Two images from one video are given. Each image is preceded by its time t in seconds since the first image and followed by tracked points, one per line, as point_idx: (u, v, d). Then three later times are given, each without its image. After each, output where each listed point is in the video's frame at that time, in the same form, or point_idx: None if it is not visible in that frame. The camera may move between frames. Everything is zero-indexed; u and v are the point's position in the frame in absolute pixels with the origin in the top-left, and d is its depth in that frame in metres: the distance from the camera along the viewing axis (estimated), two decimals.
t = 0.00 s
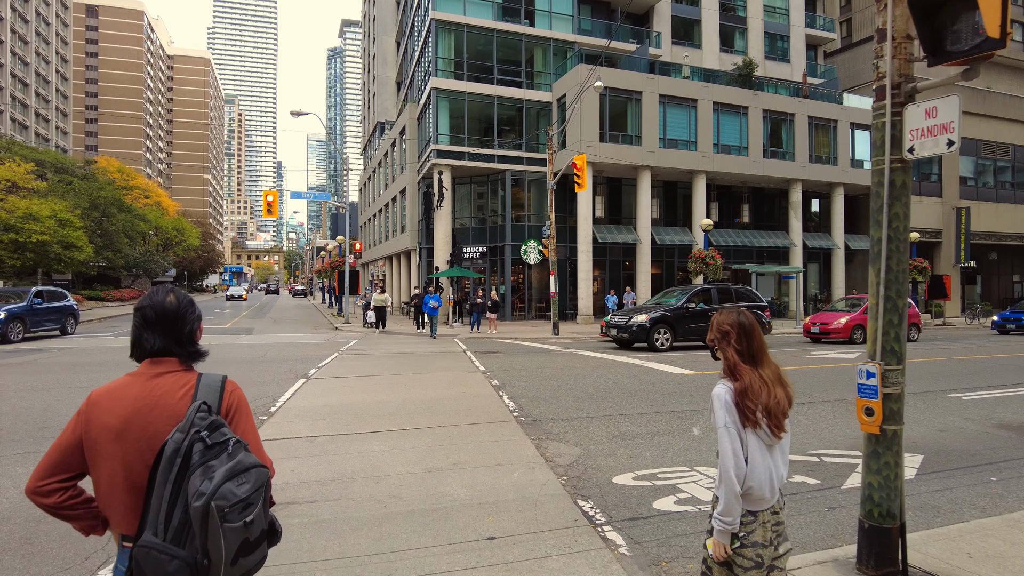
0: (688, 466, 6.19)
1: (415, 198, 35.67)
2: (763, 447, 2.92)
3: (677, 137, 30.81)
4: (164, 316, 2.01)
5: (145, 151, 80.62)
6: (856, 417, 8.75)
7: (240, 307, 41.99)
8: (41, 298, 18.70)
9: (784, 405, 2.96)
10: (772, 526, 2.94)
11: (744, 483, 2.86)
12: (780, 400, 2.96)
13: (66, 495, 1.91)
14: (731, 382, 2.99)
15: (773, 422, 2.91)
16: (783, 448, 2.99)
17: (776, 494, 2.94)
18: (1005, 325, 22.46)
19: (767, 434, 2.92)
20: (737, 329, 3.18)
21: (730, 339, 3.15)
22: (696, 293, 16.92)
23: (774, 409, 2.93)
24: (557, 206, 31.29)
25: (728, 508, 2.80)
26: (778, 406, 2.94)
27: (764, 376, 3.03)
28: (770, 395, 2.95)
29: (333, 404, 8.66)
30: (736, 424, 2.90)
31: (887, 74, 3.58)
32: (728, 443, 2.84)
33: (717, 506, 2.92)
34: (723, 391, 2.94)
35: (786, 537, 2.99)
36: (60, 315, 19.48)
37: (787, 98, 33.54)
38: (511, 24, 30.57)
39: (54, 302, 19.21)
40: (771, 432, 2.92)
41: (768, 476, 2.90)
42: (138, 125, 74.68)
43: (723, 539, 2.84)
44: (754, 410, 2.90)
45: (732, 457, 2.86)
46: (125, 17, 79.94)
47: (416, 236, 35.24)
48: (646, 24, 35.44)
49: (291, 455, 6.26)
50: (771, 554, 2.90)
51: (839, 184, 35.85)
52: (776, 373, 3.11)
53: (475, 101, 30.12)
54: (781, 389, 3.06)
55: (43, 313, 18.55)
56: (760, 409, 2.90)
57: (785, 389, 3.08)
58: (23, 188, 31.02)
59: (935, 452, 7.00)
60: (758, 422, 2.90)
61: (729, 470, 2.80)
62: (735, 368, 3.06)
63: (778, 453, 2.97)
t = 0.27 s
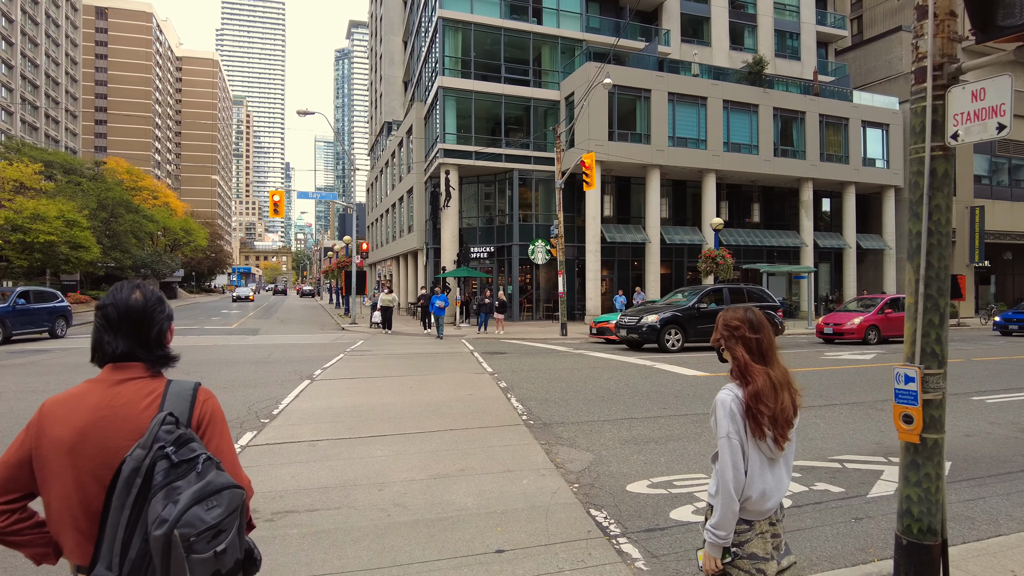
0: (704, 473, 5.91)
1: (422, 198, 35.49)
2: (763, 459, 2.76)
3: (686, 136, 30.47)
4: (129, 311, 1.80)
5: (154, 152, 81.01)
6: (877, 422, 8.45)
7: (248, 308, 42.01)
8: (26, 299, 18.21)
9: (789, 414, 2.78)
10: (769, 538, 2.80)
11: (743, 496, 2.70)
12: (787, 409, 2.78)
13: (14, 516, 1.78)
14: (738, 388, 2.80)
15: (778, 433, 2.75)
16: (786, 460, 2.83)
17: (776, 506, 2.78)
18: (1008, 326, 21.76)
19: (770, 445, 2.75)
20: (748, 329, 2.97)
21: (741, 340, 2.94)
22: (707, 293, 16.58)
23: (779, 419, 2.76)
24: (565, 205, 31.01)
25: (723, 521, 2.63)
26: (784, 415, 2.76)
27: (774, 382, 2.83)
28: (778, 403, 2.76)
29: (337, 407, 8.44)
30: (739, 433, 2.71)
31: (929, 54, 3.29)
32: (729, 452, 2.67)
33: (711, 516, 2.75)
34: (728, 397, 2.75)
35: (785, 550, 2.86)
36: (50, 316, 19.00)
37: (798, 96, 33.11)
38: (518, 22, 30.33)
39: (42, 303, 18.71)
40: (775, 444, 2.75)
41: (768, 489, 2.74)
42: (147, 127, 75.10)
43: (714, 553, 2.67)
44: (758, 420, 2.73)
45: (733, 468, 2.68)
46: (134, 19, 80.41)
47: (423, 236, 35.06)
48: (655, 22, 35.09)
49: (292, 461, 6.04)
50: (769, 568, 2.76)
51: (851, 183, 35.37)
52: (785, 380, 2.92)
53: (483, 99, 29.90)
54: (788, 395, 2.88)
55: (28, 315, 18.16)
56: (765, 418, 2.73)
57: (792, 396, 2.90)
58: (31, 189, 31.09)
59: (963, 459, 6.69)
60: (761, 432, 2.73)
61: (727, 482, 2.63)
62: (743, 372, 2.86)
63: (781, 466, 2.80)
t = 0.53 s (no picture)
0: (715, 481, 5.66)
1: (425, 199, 35.31)
2: (760, 475, 2.49)
3: (691, 135, 30.19)
4: (66, 318, 1.71)
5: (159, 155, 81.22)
6: (892, 426, 8.16)
7: (252, 310, 41.93)
8: None
9: (789, 427, 2.50)
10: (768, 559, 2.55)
11: (735, 516, 2.45)
12: (787, 422, 2.49)
13: None
14: (732, 398, 2.51)
15: (776, 449, 2.47)
16: (787, 476, 2.56)
17: (775, 527, 2.52)
18: (1006, 326, 21.25)
19: (767, 461, 2.48)
20: (746, 333, 2.66)
21: (738, 344, 2.64)
22: (714, 293, 16.27)
23: (778, 434, 2.47)
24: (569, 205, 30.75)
25: (712, 542, 2.40)
26: (783, 429, 2.48)
27: (773, 391, 2.54)
28: (777, 416, 2.47)
29: (335, 412, 8.22)
30: (732, 449, 2.45)
31: (962, 34, 3.05)
32: (719, 470, 2.40)
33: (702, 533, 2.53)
34: (721, 408, 2.47)
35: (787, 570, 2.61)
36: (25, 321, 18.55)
37: (804, 94, 32.79)
38: (522, 21, 30.12)
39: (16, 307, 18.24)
40: (772, 460, 2.47)
41: (764, 509, 2.48)
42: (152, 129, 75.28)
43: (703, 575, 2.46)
44: (755, 434, 2.44)
45: (724, 487, 2.43)
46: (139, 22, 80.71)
47: (426, 237, 34.87)
48: (660, 20, 34.82)
49: (287, 469, 5.81)
50: None
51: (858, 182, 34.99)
52: (787, 388, 2.62)
53: (486, 99, 29.70)
54: (790, 405, 2.59)
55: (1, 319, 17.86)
56: (762, 433, 2.45)
57: (794, 406, 2.60)
58: (35, 192, 31.08)
59: (985, 466, 6.41)
60: (757, 447, 2.45)
61: (717, 502, 2.38)
62: (739, 380, 2.57)
63: (781, 482, 2.54)
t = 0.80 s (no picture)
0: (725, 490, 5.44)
1: (427, 200, 35.14)
2: (771, 494, 2.19)
3: (694, 134, 29.97)
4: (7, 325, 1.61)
5: (160, 157, 81.24)
6: (904, 430, 7.93)
7: (253, 312, 41.78)
8: None
9: (803, 442, 2.20)
10: None
11: (743, 538, 2.16)
12: (800, 435, 2.20)
13: None
14: (736, 409, 2.23)
15: (788, 465, 2.17)
16: (801, 494, 2.26)
17: (791, 551, 2.22)
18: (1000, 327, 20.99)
19: (777, 478, 2.18)
20: (754, 336, 2.36)
21: (745, 349, 2.34)
22: (719, 295, 16.03)
23: (790, 449, 2.17)
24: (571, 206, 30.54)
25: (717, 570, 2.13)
26: (795, 444, 2.18)
27: (784, 402, 2.24)
28: (788, 429, 2.18)
29: (333, 418, 8.02)
30: (737, 466, 2.16)
31: (994, 18, 2.83)
32: (722, 488, 2.13)
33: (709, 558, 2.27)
34: (724, 420, 2.19)
35: None
36: None
37: (808, 93, 32.54)
38: (523, 21, 29.95)
39: None
40: (783, 477, 2.17)
41: (776, 531, 2.19)
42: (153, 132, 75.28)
43: None
44: (762, 449, 2.15)
45: (730, 508, 2.14)
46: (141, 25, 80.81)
47: (428, 238, 34.68)
48: (662, 19, 34.61)
49: (282, 478, 5.59)
50: None
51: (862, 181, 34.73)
52: (800, 398, 2.32)
53: (487, 99, 29.51)
54: (804, 417, 2.29)
55: None
56: (771, 448, 2.15)
57: (808, 418, 2.30)
58: (35, 194, 30.97)
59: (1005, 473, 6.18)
60: (766, 464, 2.16)
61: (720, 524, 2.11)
62: (745, 389, 2.28)
63: (794, 502, 2.23)
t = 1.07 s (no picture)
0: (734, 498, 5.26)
1: (429, 201, 35.05)
2: (794, 506, 2.03)
3: (698, 136, 29.81)
4: None
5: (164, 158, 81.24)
6: (915, 435, 7.76)
7: (256, 313, 41.68)
8: None
9: (826, 451, 2.05)
10: None
11: (765, 554, 2.00)
12: (824, 444, 2.04)
13: None
14: (756, 415, 2.07)
15: (812, 477, 2.01)
16: (824, 507, 2.10)
17: (812, 568, 2.07)
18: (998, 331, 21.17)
19: (800, 490, 2.01)
20: (777, 338, 2.20)
21: (766, 352, 2.19)
22: (724, 297, 15.80)
23: (814, 460, 2.02)
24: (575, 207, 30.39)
25: None
26: (818, 453, 2.02)
27: (809, 408, 2.08)
28: (812, 438, 2.02)
29: (333, 421, 7.86)
30: (759, 477, 2.00)
31: None
32: (743, 498, 1.97)
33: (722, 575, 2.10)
34: (744, 427, 2.03)
35: None
36: None
37: (813, 94, 32.35)
38: (526, 21, 29.84)
39: None
40: (806, 489, 2.02)
41: (799, 546, 2.02)
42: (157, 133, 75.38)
43: None
44: (785, 458, 1.99)
45: (749, 522, 1.98)
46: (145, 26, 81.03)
47: (430, 239, 34.58)
48: (665, 20, 34.44)
49: (280, 484, 5.42)
50: None
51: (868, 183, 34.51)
52: (824, 406, 2.17)
53: (491, 100, 29.42)
54: (827, 424, 2.13)
55: None
56: (795, 458, 1.99)
57: (830, 426, 2.15)
58: (37, 195, 30.92)
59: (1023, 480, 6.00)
60: (790, 475, 2.00)
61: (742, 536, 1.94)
62: (766, 394, 2.12)
63: (816, 516, 2.07)
